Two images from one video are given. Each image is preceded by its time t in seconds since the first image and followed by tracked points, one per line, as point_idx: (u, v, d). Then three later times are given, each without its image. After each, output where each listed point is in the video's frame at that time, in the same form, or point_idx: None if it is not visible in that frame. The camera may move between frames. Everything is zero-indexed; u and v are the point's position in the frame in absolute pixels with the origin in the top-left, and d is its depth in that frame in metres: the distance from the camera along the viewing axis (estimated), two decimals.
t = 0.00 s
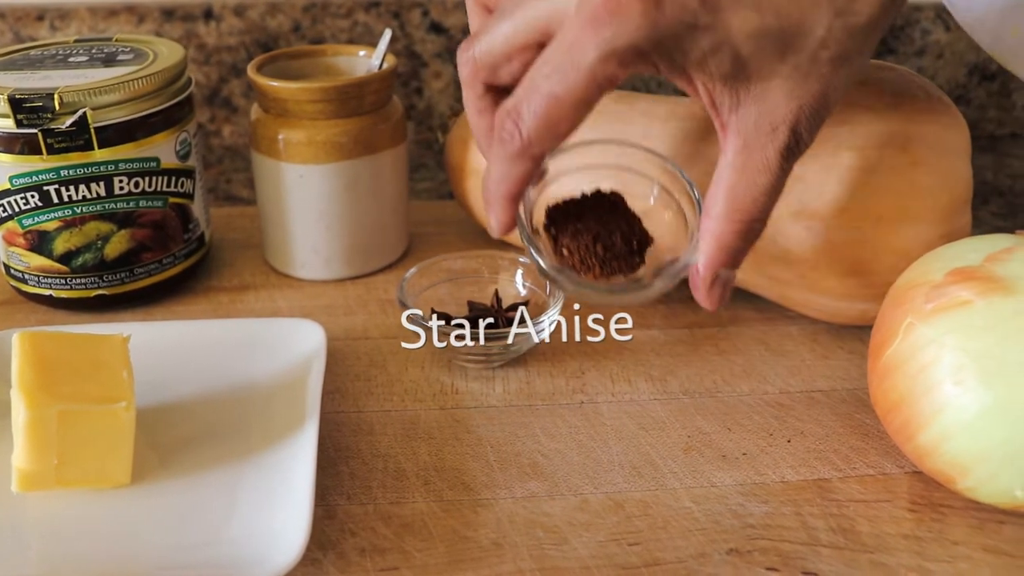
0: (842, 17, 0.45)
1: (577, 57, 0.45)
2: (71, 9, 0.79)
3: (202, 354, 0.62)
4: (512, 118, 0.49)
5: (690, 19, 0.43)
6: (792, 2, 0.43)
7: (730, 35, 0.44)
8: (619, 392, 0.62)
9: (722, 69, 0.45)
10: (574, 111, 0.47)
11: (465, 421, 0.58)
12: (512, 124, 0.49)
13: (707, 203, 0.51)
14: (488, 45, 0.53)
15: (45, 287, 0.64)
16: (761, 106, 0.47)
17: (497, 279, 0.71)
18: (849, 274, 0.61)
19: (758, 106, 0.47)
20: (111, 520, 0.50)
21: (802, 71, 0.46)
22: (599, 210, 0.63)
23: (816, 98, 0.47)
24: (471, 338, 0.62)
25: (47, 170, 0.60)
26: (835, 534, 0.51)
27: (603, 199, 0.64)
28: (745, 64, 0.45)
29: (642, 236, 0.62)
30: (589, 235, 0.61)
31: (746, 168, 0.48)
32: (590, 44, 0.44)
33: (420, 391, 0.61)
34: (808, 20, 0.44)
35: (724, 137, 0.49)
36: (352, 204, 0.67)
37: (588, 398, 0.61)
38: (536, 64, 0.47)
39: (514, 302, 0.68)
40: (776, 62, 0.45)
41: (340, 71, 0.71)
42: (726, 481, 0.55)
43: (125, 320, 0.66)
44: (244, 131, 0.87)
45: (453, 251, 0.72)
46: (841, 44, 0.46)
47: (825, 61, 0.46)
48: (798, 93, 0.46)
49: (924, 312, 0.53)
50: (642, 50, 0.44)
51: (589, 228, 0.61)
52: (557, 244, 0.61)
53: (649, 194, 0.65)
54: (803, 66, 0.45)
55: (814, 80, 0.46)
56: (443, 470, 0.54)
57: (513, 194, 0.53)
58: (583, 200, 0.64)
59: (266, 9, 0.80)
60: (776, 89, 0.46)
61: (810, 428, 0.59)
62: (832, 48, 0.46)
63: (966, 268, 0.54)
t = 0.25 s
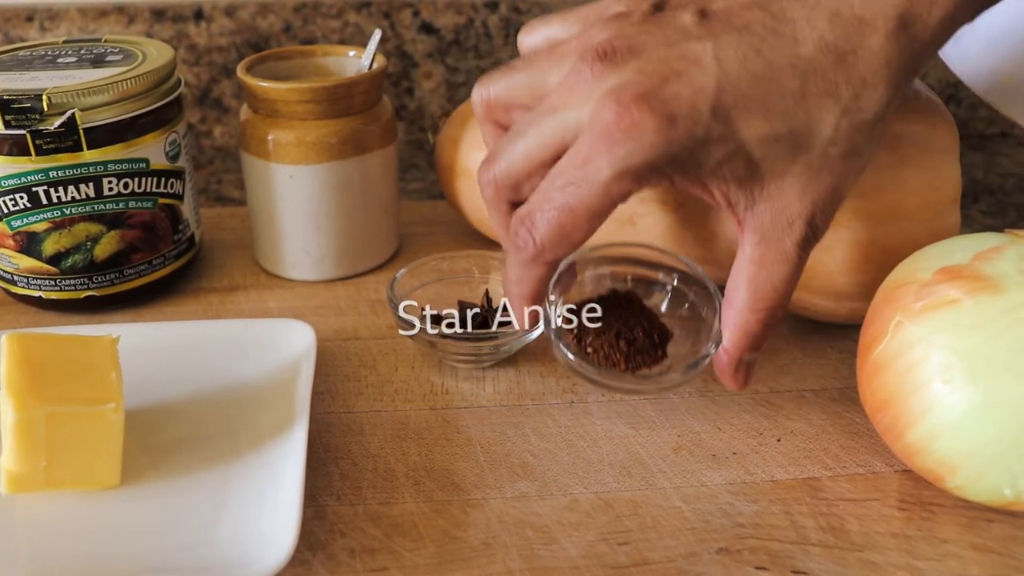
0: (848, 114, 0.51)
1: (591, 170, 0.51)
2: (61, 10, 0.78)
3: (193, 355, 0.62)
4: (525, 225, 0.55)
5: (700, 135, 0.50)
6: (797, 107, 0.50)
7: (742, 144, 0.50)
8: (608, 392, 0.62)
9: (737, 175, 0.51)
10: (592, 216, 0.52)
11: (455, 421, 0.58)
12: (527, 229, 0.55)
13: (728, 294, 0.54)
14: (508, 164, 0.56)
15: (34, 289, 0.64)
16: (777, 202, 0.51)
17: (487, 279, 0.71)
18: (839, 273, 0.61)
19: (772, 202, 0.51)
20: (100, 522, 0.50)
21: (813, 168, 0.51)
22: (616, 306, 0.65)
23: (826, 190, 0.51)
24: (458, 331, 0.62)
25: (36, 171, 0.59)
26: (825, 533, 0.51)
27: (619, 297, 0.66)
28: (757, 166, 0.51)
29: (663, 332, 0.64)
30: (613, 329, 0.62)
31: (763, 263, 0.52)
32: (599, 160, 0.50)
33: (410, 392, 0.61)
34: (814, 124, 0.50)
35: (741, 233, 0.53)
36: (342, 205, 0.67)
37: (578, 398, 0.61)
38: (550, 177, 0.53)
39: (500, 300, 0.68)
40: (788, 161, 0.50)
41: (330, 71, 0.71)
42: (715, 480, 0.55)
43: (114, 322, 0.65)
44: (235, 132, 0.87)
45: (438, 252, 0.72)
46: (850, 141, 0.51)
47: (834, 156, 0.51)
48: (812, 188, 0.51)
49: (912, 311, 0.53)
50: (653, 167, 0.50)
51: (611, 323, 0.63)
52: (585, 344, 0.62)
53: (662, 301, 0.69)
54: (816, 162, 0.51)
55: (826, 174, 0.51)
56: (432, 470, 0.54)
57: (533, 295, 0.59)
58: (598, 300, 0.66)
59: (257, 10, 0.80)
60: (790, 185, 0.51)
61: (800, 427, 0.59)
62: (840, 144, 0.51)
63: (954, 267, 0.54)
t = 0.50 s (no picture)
0: (838, 130, 0.51)
1: (585, 179, 0.48)
2: (51, 11, 0.78)
3: (181, 357, 0.62)
4: (514, 238, 0.52)
5: (698, 147, 0.48)
6: (791, 121, 0.50)
7: (739, 158, 0.49)
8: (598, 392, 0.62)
9: (729, 189, 0.50)
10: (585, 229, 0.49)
11: (444, 421, 0.58)
12: (516, 241, 0.51)
13: (714, 309, 0.53)
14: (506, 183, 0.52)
15: (23, 290, 0.64)
16: (767, 218, 0.50)
17: (477, 273, 0.71)
18: (828, 272, 0.61)
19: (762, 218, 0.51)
20: (88, 525, 0.50)
21: (803, 183, 0.51)
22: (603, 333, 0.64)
23: (814, 207, 0.51)
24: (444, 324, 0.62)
25: (24, 172, 0.59)
26: (814, 531, 0.51)
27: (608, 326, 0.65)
28: (751, 181, 0.50)
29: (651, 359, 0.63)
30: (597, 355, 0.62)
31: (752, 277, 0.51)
32: (597, 168, 0.47)
33: (400, 392, 0.61)
34: (808, 139, 0.50)
35: (728, 248, 0.52)
36: (332, 205, 0.67)
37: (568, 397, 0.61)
38: (540, 188, 0.50)
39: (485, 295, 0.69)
40: (780, 176, 0.50)
41: (319, 72, 0.71)
42: (705, 479, 0.55)
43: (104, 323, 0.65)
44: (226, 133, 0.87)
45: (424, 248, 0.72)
46: (838, 158, 0.52)
47: (823, 172, 0.51)
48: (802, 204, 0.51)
49: (900, 309, 0.53)
50: (651, 178, 0.48)
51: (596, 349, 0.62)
52: (568, 368, 0.61)
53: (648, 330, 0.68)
54: (807, 178, 0.51)
55: (816, 190, 0.51)
56: (422, 471, 0.54)
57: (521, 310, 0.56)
58: (583, 328, 0.65)
59: (247, 10, 0.80)
60: (780, 201, 0.50)
61: (789, 425, 0.59)
62: (829, 160, 0.51)
63: (942, 265, 0.54)
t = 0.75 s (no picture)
0: (838, 153, 0.53)
1: (589, 206, 0.49)
2: (41, 11, 0.78)
3: (172, 358, 0.62)
4: (522, 264, 0.52)
5: (701, 172, 0.50)
6: (793, 146, 0.51)
7: (739, 182, 0.50)
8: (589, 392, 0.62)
9: (732, 212, 0.51)
10: (591, 255, 0.51)
11: (435, 421, 0.58)
12: (524, 267, 0.52)
13: (719, 331, 0.53)
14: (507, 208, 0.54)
15: (12, 292, 0.64)
16: (770, 240, 0.51)
17: (463, 273, 0.72)
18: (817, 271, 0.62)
19: (764, 241, 0.52)
20: (77, 527, 0.50)
21: (804, 206, 0.52)
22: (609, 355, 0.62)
23: (815, 229, 0.52)
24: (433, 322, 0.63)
25: (13, 173, 0.59)
26: (804, 530, 0.51)
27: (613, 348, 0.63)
28: (752, 204, 0.51)
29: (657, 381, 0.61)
30: (603, 375, 0.60)
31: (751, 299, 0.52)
32: (602, 195, 0.48)
33: (391, 393, 0.61)
34: (809, 162, 0.52)
35: (730, 270, 0.53)
36: (323, 206, 0.67)
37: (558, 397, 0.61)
38: (546, 214, 0.51)
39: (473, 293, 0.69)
40: (782, 199, 0.51)
41: (310, 72, 0.71)
42: (695, 478, 0.55)
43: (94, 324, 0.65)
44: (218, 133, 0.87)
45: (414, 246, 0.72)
46: (838, 180, 0.53)
47: (824, 194, 0.53)
48: (802, 227, 0.52)
49: (890, 308, 0.54)
50: (655, 202, 0.49)
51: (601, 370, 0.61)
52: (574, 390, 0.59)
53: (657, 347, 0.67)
54: (808, 201, 0.52)
55: (817, 212, 0.52)
56: (412, 471, 0.54)
57: (527, 332, 0.56)
58: (588, 350, 0.63)
59: (239, 11, 0.80)
60: (782, 222, 0.51)
61: (779, 424, 0.59)
62: (829, 183, 0.53)
63: (930, 264, 0.54)
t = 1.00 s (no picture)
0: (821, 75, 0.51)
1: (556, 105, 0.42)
2: (31, 13, 0.78)
3: (162, 359, 0.62)
4: (513, 136, 0.45)
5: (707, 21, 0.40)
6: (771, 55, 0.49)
7: (750, 48, 0.41)
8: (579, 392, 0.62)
9: (736, 84, 0.42)
10: (583, 120, 0.42)
11: (425, 421, 0.58)
12: (518, 138, 0.45)
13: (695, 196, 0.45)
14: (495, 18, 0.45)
15: (2, 293, 0.64)
16: (772, 115, 0.42)
17: (453, 272, 0.72)
18: (807, 269, 0.62)
19: (767, 119, 0.43)
20: (66, 529, 0.49)
21: (819, 78, 0.42)
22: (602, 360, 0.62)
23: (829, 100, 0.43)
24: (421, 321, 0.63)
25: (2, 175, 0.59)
26: (794, 529, 0.51)
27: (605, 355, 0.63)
28: (759, 77, 0.42)
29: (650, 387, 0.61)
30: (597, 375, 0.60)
31: (746, 164, 0.43)
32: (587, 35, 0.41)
33: (381, 393, 0.61)
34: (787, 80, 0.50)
35: (723, 146, 0.44)
36: (313, 207, 0.67)
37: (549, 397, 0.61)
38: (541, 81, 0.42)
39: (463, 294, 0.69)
40: (793, 67, 0.42)
41: (299, 73, 0.71)
42: (685, 478, 0.55)
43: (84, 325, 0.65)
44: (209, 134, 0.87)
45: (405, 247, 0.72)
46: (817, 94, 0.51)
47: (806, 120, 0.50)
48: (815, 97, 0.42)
49: (878, 306, 0.54)
50: (654, 65, 0.41)
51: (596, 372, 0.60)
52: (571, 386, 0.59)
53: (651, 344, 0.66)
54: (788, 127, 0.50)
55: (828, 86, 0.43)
56: (402, 471, 0.54)
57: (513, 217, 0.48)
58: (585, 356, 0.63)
59: (229, 11, 0.80)
60: (793, 88, 0.42)
61: (769, 423, 0.59)
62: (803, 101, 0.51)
63: (919, 262, 0.54)
